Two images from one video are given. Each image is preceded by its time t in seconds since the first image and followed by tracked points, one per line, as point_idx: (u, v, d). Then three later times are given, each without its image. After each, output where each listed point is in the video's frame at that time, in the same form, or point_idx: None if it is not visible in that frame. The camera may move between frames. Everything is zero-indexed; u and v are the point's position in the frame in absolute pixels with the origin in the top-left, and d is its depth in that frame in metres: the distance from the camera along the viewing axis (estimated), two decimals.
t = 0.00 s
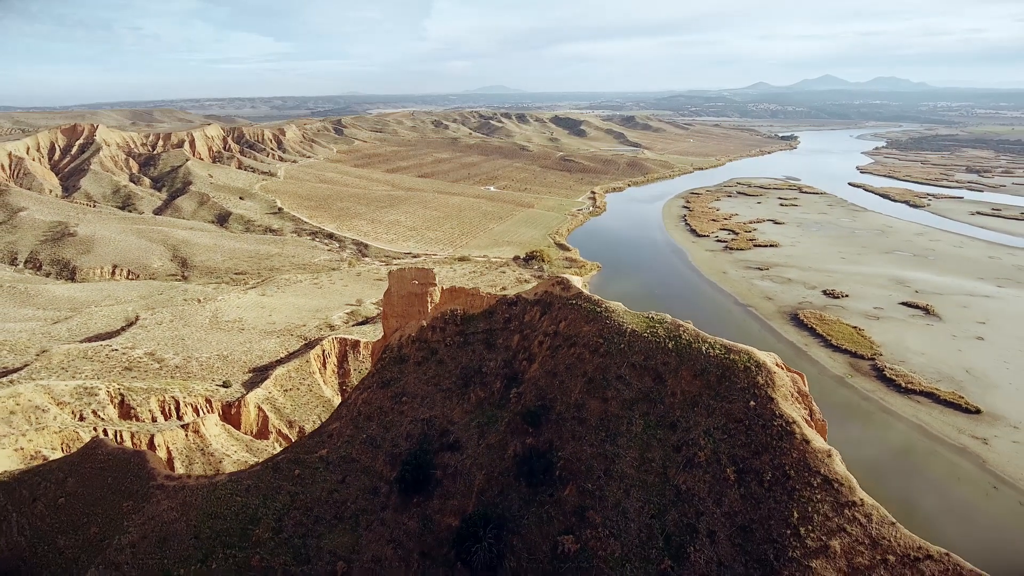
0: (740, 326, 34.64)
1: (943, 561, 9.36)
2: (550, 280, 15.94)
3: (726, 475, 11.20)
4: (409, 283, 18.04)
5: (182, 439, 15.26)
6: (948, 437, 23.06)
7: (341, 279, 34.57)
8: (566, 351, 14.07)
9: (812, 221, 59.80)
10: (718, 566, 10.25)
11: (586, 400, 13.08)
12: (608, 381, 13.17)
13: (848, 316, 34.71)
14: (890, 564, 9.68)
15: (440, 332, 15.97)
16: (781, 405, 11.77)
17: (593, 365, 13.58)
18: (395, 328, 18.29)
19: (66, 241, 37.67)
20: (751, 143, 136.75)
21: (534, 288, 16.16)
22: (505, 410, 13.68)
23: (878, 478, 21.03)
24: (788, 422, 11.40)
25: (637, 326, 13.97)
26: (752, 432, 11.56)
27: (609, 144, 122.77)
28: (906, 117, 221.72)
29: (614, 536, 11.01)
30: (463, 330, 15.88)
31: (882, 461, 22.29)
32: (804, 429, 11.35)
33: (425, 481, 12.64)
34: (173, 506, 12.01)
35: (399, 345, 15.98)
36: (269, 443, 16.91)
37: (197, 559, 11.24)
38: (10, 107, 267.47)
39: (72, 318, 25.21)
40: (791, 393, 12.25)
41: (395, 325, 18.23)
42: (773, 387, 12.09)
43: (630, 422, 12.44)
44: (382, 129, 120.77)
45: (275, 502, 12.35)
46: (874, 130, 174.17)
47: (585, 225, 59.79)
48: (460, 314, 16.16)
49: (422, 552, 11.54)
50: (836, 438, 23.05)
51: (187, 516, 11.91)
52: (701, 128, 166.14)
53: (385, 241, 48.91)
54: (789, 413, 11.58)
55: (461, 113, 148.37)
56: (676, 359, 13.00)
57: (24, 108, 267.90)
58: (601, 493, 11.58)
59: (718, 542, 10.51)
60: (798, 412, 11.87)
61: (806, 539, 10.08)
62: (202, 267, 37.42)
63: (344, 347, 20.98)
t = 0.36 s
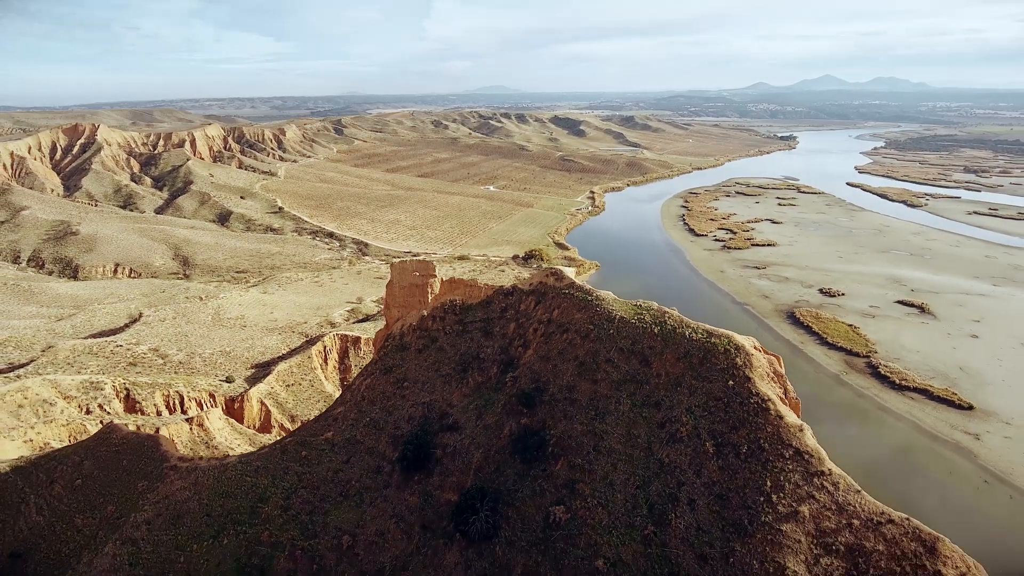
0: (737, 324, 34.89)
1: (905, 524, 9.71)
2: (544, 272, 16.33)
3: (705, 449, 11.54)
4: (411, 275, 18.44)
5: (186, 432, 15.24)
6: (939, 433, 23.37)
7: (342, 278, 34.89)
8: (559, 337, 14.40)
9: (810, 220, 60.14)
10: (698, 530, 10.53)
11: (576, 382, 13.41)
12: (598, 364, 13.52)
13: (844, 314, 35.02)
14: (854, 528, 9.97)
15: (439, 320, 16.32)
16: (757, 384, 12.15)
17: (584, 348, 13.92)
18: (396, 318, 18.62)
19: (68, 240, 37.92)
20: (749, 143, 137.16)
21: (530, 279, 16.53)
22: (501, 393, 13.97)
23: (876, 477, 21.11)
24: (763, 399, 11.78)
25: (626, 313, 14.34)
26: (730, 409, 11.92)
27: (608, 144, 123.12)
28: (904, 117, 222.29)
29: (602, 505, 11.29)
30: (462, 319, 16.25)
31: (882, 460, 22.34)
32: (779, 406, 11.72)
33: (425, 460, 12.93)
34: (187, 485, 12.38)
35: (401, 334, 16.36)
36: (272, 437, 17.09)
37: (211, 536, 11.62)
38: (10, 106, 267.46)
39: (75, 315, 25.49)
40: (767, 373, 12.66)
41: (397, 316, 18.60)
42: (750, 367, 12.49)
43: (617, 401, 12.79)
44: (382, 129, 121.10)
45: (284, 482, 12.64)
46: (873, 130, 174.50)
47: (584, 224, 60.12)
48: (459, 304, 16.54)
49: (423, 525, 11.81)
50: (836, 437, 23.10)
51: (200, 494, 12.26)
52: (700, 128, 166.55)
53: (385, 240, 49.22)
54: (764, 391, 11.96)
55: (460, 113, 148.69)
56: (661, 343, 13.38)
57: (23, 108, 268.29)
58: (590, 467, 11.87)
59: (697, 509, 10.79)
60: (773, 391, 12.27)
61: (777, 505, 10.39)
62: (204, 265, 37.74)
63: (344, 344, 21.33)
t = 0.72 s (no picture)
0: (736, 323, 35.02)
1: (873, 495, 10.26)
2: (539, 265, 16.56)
3: (689, 429, 11.91)
4: (412, 267, 18.70)
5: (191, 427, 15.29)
6: (934, 429, 23.63)
7: (342, 276, 35.19)
8: (554, 326, 14.62)
9: (808, 220, 60.41)
10: (682, 503, 10.95)
11: (570, 367, 13.68)
12: (590, 350, 13.81)
13: (841, 313, 35.30)
14: (828, 499, 10.51)
15: (440, 312, 16.56)
16: (739, 367, 12.52)
17: (577, 336, 14.20)
18: (397, 310, 18.84)
19: (70, 239, 38.20)
20: (749, 143, 137.42)
21: (526, 272, 16.76)
22: (498, 379, 14.24)
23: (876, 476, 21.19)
24: (745, 382, 12.15)
25: (618, 302, 14.61)
26: (714, 391, 12.29)
27: (608, 144, 123.36)
28: (904, 117, 222.49)
29: (593, 483, 11.63)
30: (461, 310, 16.50)
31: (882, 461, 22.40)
32: (759, 388, 12.09)
33: (426, 443, 13.26)
34: (197, 469, 12.76)
35: (402, 325, 16.60)
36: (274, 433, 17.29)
37: (220, 517, 11.98)
38: (10, 107, 267.98)
39: (79, 313, 25.78)
40: (750, 357, 13.06)
41: (399, 308, 18.83)
42: (733, 352, 12.84)
43: (608, 385, 13.11)
44: (382, 129, 121.33)
45: (290, 465, 13.01)
46: (872, 130, 174.70)
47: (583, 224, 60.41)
48: (458, 296, 16.80)
49: (425, 503, 12.20)
50: (835, 438, 23.13)
51: (210, 477, 12.64)
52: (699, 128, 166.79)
53: (385, 239, 49.50)
54: (746, 373, 12.33)
55: (460, 113, 148.91)
56: (650, 331, 13.69)
57: (23, 108, 268.71)
58: (582, 446, 12.19)
59: (681, 484, 11.21)
60: (754, 373, 12.68)
61: (755, 479, 10.85)
62: (205, 264, 38.02)
63: (346, 341, 21.60)
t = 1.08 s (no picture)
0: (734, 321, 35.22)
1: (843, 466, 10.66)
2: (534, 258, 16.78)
3: (673, 409, 12.25)
4: (413, 261, 18.96)
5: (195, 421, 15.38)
6: (927, 425, 23.97)
7: (343, 275, 35.50)
8: (548, 315, 14.89)
9: (806, 220, 60.68)
10: (666, 477, 11.33)
11: (563, 354, 13.95)
12: (581, 336, 14.11)
13: (838, 311, 35.60)
14: (801, 472, 10.87)
15: (439, 303, 16.84)
16: (721, 351, 12.88)
17: (570, 324, 14.44)
18: (399, 302, 19.11)
19: (73, 238, 38.47)
20: (748, 143, 137.76)
21: (522, 264, 17.01)
22: (495, 365, 14.54)
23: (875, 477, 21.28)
24: (728, 365, 12.49)
25: (609, 291, 14.90)
26: (698, 373, 12.64)
27: (607, 144, 123.69)
28: (903, 117, 223.01)
29: (583, 460, 12.00)
30: (460, 301, 16.77)
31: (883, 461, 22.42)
32: (740, 370, 12.46)
33: (426, 426, 13.58)
34: (209, 452, 13.32)
35: (404, 317, 16.86)
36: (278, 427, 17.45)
37: (229, 496, 12.62)
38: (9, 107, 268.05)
39: (83, 310, 26.08)
40: (732, 341, 13.45)
41: (400, 300, 19.12)
42: (717, 338, 13.19)
43: (598, 369, 13.42)
44: (382, 129, 121.64)
45: (297, 449, 13.53)
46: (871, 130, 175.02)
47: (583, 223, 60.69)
48: (456, 288, 17.06)
49: (425, 482, 12.63)
50: (835, 439, 23.22)
51: (220, 460, 13.22)
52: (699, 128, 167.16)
53: (386, 238, 49.81)
54: (727, 357, 12.69)
55: (460, 113, 149.23)
56: (638, 318, 13.99)
57: (23, 107, 268.92)
58: (574, 426, 12.55)
59: (665, 459, 11.59)
60: (735, 357, 13.07)
61: (734, 453, 11.25)
62: (207, 263, 38.30)
63: (347, 337, 21.91)
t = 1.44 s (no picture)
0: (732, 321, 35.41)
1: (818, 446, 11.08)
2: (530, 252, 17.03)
3: (660, 392, 12.59)
4: (414, 255, 19.22)
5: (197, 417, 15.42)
6: (921, 421, 24.28)
7: (344, 273, 35.77)
8: (543, 305, 15.16)
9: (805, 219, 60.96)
10: (653, 457, 11.65)
11: (557, 342, 14.24)
12: (575, 325, 14.42)
13: (835, 309, 35.88)
14: (779, 451, 11.32)
15: (439, 295, 17.09)
16: (705, 338, 13.26)
17: (564, 313, 14.73)
18: (400, 294, 19.40)
19: (75, 237, 38.73)
20: (748, 143, 138.04)
21: (518, 258, 17.27)
22: (493, 354, 14.82)
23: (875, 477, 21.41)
24: (711, 351, 12.88)
25: (602, 283, 15.20)
26: (683, 358, 13.00)
27: (607, 144, 123.99)
28: (903, 117, 223.36)
29: (575, 441, 12.33)
30: (459, 293, 17.03)
31: (882, 461, 22.52)
32: (724, 356, 12.84)
33: (427, 412, 13.87)
34: (218, 439, 13.61)
35: (405, 309, 17.09)
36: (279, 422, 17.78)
37: (237, 480, 12.90)
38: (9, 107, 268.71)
39: (87, 308, 26.36)
40: (716, 329, 13.91)
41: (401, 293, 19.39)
42: (703, 326, 13.55)
43: (591, 356, 13.73)
44: (382, 129, 121.95)
45: (304, 434, 13.81)
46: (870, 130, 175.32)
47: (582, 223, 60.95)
48: (455, 281, 17.31)
49: (426, 464, 12.92)
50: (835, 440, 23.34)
51: (229, 446, 13.51)
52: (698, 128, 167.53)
53: (386, 237, 50.08)
54: (712, 344, 13.07)
55: (460, 113, 149.54)
56: (629, 308, 14.31)
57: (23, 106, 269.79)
58: (567, 409, 12.88)
59: (653, 440, 11.91)
60: (720, 344, 13.46)
61: (716, 433, 11.63)
62: (208, 261, 38.55)
63: (349, 334, 22.13)
